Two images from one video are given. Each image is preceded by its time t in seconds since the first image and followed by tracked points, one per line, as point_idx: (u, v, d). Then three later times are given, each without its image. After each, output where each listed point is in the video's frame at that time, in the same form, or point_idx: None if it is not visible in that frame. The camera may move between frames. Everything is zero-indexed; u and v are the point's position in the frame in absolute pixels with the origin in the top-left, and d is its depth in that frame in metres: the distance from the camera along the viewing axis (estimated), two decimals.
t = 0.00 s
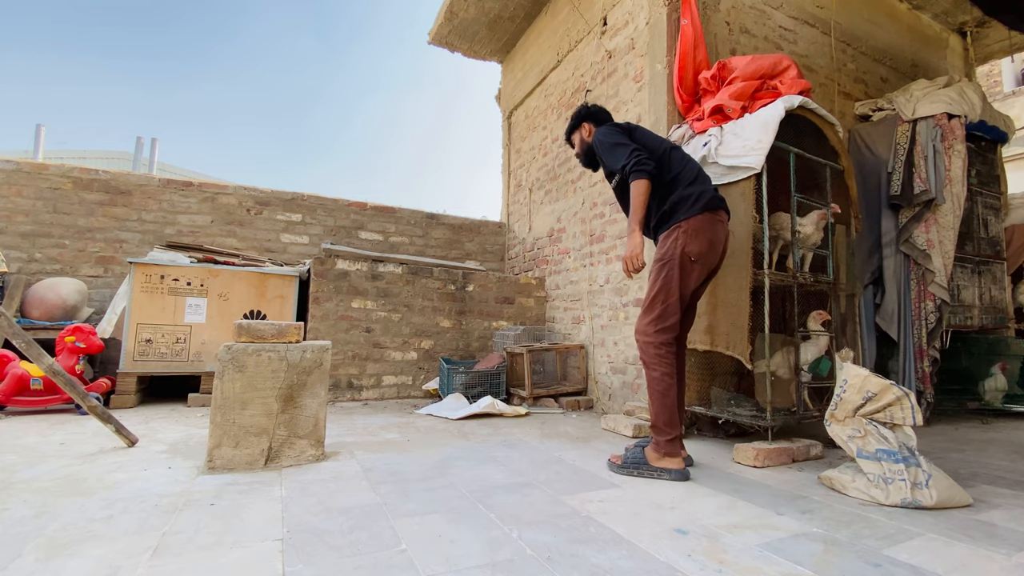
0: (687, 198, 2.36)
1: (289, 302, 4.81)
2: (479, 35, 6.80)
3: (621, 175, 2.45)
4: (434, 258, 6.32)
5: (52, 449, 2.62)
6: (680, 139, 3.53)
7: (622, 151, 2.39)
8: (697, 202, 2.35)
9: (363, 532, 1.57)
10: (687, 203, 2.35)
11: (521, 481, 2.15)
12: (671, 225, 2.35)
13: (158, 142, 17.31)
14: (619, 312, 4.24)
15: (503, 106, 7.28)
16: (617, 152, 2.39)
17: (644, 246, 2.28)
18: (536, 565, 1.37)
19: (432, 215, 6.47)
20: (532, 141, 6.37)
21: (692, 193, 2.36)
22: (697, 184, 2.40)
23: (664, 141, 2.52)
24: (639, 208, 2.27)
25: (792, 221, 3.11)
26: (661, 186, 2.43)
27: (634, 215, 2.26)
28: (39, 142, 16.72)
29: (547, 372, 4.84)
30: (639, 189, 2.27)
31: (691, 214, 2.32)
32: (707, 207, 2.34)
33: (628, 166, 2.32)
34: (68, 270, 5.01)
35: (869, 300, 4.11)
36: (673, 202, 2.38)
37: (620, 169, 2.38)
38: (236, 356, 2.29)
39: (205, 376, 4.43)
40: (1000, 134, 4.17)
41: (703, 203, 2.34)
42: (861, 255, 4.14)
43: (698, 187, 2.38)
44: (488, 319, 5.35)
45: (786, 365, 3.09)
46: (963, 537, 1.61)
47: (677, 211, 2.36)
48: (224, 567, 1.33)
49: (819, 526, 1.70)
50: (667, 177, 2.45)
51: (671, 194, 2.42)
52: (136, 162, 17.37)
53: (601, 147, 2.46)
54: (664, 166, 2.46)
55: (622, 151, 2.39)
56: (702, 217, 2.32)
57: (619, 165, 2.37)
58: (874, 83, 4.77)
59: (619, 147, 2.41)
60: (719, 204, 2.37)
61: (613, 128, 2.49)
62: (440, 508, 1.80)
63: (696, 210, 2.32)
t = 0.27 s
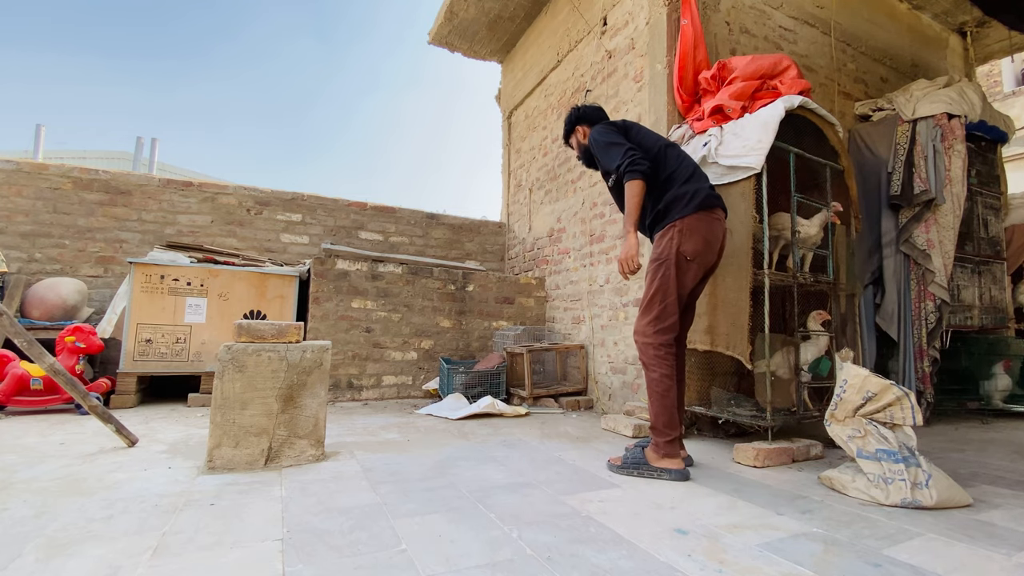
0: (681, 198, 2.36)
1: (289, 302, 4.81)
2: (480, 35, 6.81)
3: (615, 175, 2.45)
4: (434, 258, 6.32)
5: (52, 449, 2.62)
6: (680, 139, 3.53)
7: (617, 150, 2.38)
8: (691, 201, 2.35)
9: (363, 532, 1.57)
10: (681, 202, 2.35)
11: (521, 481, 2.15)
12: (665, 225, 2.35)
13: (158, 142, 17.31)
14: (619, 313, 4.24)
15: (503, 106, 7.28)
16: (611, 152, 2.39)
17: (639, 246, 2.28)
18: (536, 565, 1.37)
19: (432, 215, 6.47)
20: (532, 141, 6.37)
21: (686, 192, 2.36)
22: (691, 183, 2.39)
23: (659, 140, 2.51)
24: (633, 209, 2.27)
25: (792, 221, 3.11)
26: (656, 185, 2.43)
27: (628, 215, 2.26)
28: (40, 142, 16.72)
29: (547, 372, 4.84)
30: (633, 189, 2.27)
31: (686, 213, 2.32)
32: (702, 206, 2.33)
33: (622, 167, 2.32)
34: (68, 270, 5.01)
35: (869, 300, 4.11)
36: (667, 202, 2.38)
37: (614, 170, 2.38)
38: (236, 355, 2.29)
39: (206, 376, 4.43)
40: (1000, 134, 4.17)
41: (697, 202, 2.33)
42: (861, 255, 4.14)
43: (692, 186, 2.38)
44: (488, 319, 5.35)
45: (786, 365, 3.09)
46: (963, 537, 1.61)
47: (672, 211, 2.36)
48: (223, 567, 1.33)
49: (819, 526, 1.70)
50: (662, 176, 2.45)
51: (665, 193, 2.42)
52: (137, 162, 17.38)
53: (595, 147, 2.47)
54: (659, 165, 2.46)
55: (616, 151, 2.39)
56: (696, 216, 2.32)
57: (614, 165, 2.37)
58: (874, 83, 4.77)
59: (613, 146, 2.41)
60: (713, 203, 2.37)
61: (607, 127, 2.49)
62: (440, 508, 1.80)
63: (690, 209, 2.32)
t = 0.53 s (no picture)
0: (676, 197, 2.36)
1: (288, 302, 4.81)
2: (480, 35, 6.80)
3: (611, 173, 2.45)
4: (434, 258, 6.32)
5: (52, 449, 2.62)
6: (680, 139, 3.53)
7: (612, 149, 2.38)
8: (686, 200, 2.34)
9: (363, 532, 1.57)
10: (676, 201, 2.35)
11: (521, 481, 2.15)
12: (660, 224, 2.35)
13: (158, 142, 17.31)
14: (619, 313, 4.24)
15: (503, 106, 7.28)
16: (607, 150, 2.39)
17: (632, 246, 2.28)
18: (536, 565, 1.37)
19: (432, 215, 6.47)
20: (532, 141, 6.37)
21: (681, 191, 2.36)
22: (687, 181, 2.39)
23: (655, 138, 2.51)
24: (627, 208, 2.27)
25: (792, 222, 3.11)
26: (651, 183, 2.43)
27: (622, 215, 2.26)
28: (40, 142, 16.72)
29: (547, 372, 4.84)
30: (628, 189, 2.27)
31: (681, 212, 2.31)
32: (697, 204, 2.33)
33: (617, 166, 2.32)
34: (68, 270, 5.01)
35: (869, 300, 4.11)
36: (662, 201, 2.38)
37: (609, 168, 2.38)
38: (236, 355, 2.29)
39: (206, 376, 4.43)
40: (1000, 134, 4.17)
41: (692, 201, 2.33)
42: (861, 255, 4.14)
43: (688, 184, 2.37)
44: (488, 319, 5.35)
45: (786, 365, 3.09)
46: (964, 537, 1.61)
47: (667, 210, 2.36)
48: (223, 567, 1.33)
49: (819, 526, 1.70)
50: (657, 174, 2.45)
51: (661, 191, 2.42)
52: (137, 162, 17.39)
53: (591, 145, 2.47)
54: (655, 163, 2.46)
55: (611, 149, 2.39)
56: (692, 215, 2.32)
57: (609, 164, 2.37)
58: (874, 83, 4.77)
59: (609, 145, 2.41)
60: (709, 201, 2.36)
61: (603, 125, 2.48)
62: (440, 508, 1.80)
63: (685, 208, 2.32)
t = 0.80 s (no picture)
0: (674, 196, 2.36)
1: (288, 302, 4.81)
2: (480, 35, 6.80)
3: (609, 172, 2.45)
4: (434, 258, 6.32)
5: (52, 449, 2.61)
6: (680, 139, 3.53)
7: (610, 148, 2.38)
8: (683, 199, 2.35)
9: (363, 532, 1.57)
10: (674, 200, 2.35)
11: (521, 481, 2.15)
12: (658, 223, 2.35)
13: (158, 142, 17.31)
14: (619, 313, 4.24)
15: (503, 106, 7.28)
16: (605, 149, 2.39)
17: (630, 246, 2.28)
18: (536, 565, 1.37)
19: (432, 215, 6.47)
20: (532, 141, 6.37)
21: (679, 190, 2.36)
22: (684, 181, 2.39)
23: (653, 136, 2.51)
24: (624, 208, 2.27)
25: (792, 222, 3.11)
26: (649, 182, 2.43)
27: (620, 214, 2.27)
28: (39, 142, 16.71)
29: (547, 372, 4.85)
30: (626, 188, 2.28)
31: (678, 212, 2.32)
32: (695, 204, 2.33)
33: (615, 165, 2.32)
34: (67, 270, 5.01)
35: (869, 300, 4.11)
36: (660, 200, 2.38)
37: (607, 167, 2.39)
38: (236, 355, 2.29)
39: (205, 376, 4.43)
40: (1000, 134, 4.17)
41: (689, 200, 2.33)
42: (861, 255, 4.14)
43: (686, 184, 2.37)
44: (488, 319, 5.35)
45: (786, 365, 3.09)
46: (964, 537, 1.61)
47: (664, 209, 2.36)
48: (223, 567, 1.33)
49: (819, 526, 1.70)
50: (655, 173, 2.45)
51: (658, 190, 2.42)
52: (137, 162, 17.39)
53: (589, 144, 2.47)
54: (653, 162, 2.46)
55: (609, 148, 2.39)
56: (689, 214, 2.32)
57: (607, 163, 2.37)
58: (874, 83, 4.77)
59: (607, 144, 2.41)
60: (706, 201, 2.36)
61: (602, 124, 2.48)
62: (440, 508, 1.80)
63: (682, 208, 2.32)
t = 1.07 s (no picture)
0: (673, 196, 2.36)
1: (289, 302, 4.81)
2: (480, 35, 6.80)
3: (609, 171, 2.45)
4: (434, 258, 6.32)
5: (52, 449, 2.61)
6: (680, 139, 3.53)
7: (611, 148, 2.38)
8: (683, 199, 2.35)
9: (363, 532, 1.57)
10: (673, 201, 2.35)
11: (521, 481, 2.15)
12: (657, 223, 2.35)
13: (158, 142, 17.29)
14: (619, 313, 4.24)
15: (503, 106, 7.28)
16: (605, 149, 2.39)
17: (628, 246, 2.28)
18: (536, 565, 1.37)
19: (432, 215, 6.47)
20: (532, 141, 6.37)
21: (678, 191, 2.36)
22: (683, 181, 2.39)
23: (653, 136, 2.51)
24: (624, 208, 2.27)
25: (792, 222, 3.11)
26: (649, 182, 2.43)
27: (619, 214, 2.26)
28: (39, 142, 16.70)
29: (547, 372, 4.85)
30: (625, 188, 2.27)
31: (678, 212, 2.32)
32: (694, 204, 2.33)
33: (615, 165, 2.32)
34: (67, 270, 5.01)
35: (869, 300, 4.11)
36: (659, 200, 2.38)
37: (607, 167, 2.38)
38: (236, 355, 2.29)
39: (205, 376, 4.43)
40: (1000, 134, 4.17)
41: (689, 200, 2.33)
42: (861, 255, 4.14)
43: (685, 184, 2.37)
44: (488, 319, 5.35)
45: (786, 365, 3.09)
46: (963, 537, 1.61)
47: (663, 210, 2.36)
48: (223, 568, 1.33)
49: (819, 526, 1.70)
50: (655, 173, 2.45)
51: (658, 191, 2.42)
52: (137, 162, 17.40)
53: (589, 143, 2.47)
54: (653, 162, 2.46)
55: (609, 148, 2.38)
56: (688, 214, 2.32)
57: (606, 163, 2.37)
58: (873, 83, 4.77)
59: (607, 143, 2.41)
60: (706, 201, 2.36)
61: (602, 123, 2.48)
62: (441, 508, 1.80)
63: (681, 208, 2.32)
